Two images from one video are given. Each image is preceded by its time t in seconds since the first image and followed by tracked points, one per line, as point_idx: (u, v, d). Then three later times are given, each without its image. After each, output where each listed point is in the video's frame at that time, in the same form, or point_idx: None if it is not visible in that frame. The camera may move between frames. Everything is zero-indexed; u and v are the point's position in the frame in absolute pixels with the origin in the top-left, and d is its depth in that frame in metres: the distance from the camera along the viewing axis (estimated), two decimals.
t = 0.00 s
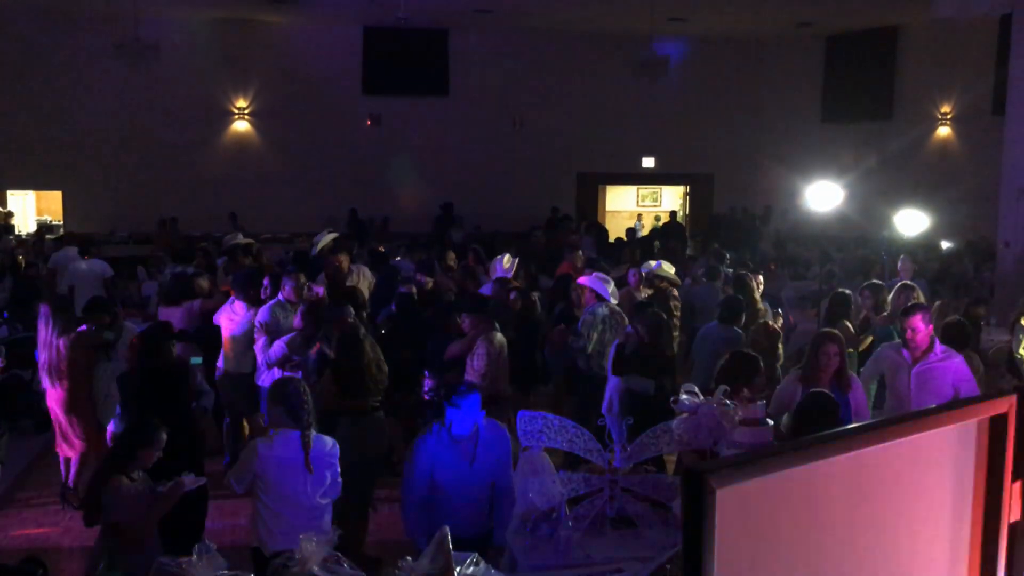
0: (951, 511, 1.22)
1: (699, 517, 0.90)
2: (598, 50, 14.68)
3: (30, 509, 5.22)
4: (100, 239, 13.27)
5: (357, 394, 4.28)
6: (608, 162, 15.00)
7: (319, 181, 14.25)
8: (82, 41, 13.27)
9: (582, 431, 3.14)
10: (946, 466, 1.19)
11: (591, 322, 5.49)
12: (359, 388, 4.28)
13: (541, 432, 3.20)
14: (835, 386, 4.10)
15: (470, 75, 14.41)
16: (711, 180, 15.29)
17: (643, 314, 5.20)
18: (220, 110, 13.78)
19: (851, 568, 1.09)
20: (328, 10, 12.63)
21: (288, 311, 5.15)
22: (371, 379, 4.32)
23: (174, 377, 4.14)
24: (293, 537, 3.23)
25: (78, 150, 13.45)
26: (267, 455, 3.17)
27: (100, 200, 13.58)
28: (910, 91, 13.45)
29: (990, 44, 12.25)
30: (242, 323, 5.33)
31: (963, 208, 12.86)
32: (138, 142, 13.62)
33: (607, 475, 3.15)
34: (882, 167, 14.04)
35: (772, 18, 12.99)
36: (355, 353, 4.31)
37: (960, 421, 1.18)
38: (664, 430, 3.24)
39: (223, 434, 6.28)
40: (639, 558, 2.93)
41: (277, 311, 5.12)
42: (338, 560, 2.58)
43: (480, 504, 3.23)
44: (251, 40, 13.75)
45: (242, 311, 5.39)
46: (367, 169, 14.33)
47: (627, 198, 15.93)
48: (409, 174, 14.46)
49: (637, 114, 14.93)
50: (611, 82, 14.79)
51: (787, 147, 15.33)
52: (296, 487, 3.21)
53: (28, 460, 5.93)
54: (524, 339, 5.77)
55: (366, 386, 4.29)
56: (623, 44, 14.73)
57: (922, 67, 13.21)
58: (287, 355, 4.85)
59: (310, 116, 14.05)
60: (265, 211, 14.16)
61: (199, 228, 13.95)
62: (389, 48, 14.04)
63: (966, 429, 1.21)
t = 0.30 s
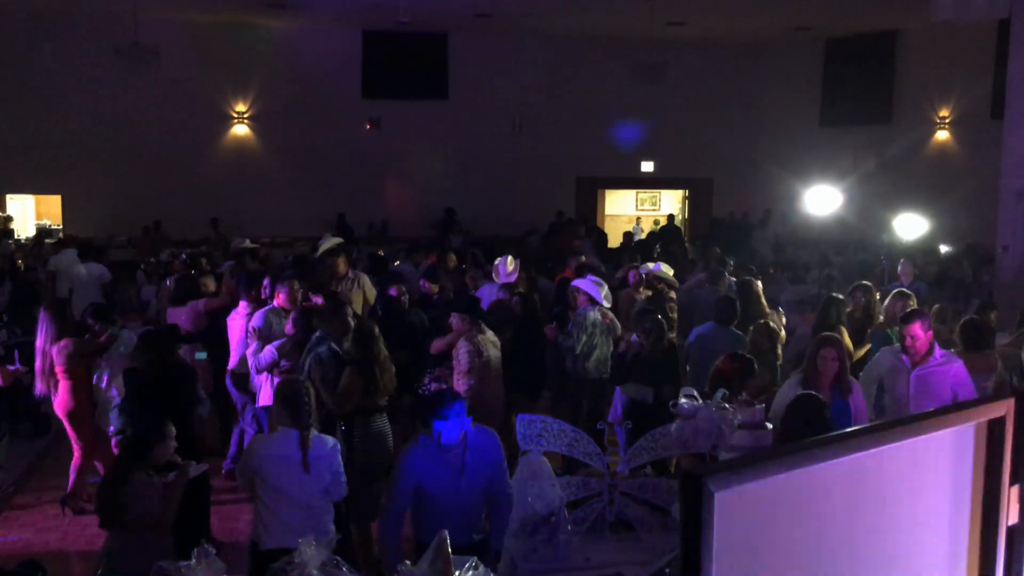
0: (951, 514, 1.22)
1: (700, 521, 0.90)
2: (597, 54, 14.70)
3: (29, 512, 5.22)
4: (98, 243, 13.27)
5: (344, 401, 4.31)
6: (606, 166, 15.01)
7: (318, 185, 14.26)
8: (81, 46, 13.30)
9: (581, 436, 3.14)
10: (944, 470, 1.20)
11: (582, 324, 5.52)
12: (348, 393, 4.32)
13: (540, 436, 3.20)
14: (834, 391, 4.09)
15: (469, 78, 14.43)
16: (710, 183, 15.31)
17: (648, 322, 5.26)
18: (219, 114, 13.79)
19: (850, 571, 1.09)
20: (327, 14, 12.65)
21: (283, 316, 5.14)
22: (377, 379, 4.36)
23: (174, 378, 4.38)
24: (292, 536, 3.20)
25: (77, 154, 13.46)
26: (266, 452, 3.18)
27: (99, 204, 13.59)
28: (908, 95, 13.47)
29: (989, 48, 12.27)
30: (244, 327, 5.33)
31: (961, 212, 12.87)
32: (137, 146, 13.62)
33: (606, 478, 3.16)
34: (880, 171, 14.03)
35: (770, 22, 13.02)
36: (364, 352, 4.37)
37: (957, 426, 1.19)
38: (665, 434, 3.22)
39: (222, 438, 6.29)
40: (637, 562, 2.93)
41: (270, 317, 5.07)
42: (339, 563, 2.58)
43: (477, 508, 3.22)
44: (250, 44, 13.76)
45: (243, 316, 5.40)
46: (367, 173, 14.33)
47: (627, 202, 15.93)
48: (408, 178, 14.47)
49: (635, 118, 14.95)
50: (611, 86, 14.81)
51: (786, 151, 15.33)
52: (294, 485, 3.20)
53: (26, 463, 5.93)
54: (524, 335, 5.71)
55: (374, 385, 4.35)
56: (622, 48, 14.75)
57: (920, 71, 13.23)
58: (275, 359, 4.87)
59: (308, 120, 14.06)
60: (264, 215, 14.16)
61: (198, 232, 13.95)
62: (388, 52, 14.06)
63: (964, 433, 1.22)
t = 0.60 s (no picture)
0: (950, 513, 1.22)
1: (697, 522, 0.89)
2: (597, 55, 14.71)
3: (28, 514, 5.22)
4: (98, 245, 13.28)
5: (364, 395, 4.28)
6: (606, 167, 15.01)
7: (318, 186, 14.26)
8: (81, 47, 13.32)
9: (581, 437, 3.13)
10: (943, 470, 1.19)
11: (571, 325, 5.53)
12: (367, 386, 4.27)
13: (540, 438, 3.19)
14: (834, 394, 4.09)
15: (469, 79, 14.44)
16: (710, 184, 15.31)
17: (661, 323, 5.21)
18: (219, 115, 13.79)
19: (849, 571, 1.08)
20: (327, 16, 12.66)
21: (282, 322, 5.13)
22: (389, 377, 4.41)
23: (174, 378, 4.47)
24: (283, 536, 3.19)
25: (77, 155, 13.48)
26: (254, 450, 3.20)
27: (99, 205, 13.60)
28: (908, 97, 13.47)
29: (988, 50, 12.28)
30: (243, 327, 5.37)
31: (960, 214, 12.85)
32: (136, 147, 13.63)
33: (605, 480, 3.14)
34: (880, 172, 14.03)
35: (769, 24, 13.04)
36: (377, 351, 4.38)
37: (956, 426, 1.18)
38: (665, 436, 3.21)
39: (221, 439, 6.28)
40: (636, 564, 2.93)
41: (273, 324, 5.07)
42: (338, 564, 2.58)
43: (478, 509, 3.21)
44: (250, 45, 13.77)
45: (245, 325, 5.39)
46: (366, 174, 14.34)
47: (626, 203, 15.94)
48: (407, 179, 14.47)
49: (634, 119, 14.97)
50: (610, 87, 14.83)
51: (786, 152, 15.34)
52: (283, 484, 3.19)
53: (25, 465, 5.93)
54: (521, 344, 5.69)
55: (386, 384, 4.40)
56: (621, 49, 14.76)
57: (920, 73, 13.24)
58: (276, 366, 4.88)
59: (308, 121, 14.07)
60: (263, 216, 14.16)
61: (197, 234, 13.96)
62: (387, 53, 14.07)
63: (963, 434, 1.21)
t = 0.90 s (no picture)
0: (951, 512, 1.22)
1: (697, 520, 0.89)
2: (597, 52, 14.69)
3: (29, 510, 5.23)
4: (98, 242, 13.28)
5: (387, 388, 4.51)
6: (607, 164, 14.99)
7: (318, 183, 14.25)
8: (81, 44, 13.31)
9: (580, 434, 3.11)
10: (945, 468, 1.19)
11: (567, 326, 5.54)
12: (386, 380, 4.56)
13: (540, 435, 3.18)
14: (835, 391, 4.08)
15: (470, 76, 14.42)
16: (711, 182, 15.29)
17: (676, 322, 5.51)
18: (219, 112, 13.79)
19: (850, 570, 1.08)
20: (327, 12, 12.64)
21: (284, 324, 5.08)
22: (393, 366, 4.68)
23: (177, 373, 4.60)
24: (265, 530, 3.20)
25: (78, 152, 13.48)
26: (240, 444, 3.20)
27: (99, 202, 13.60)
28: (909, 94, 13.44)
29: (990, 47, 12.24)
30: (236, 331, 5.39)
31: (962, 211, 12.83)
32: (137, 144, 13.64)
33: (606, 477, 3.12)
34: (881, 170, 14.01)
35: (770, 21, 13.01)
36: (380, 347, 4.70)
37: (958, 425, 1.18)
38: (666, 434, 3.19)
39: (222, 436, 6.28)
40: (635, 561, 2.91)
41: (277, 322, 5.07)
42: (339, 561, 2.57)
43: (481, 509, 3.20)
44: (250, 41, 13.75)
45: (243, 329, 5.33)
46: (367, 171, 14.32)
47: (627, 201, 15.93)
48: (408, 176, 14.46)
49: (636, 116, 14.95)
50: (612, 84, 14.82)
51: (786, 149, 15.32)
52: (265, 480, 3.18)
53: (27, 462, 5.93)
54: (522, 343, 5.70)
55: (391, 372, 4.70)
56: (622, 46, 14.74)
57: (921, 70, 13.21)
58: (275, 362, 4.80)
59: (308, 118, 14.06)
60: (264, 213, 14.15)
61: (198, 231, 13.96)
62: (388, 51, 14.05)
63: (965, 432, 1.21)
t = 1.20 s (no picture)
0: (953, 507, 1.22)
1: (699, 518, 0.88)
2: (599, 47, 14.66)
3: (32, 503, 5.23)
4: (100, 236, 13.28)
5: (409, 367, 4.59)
6: (609, 158, 14.96)
7: (319, 178, 14.24)
8: (83, 38, 13.31)
9: (581, 428, 3.10)
10: (946, 464, 1.19)
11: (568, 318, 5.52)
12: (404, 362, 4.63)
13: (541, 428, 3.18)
14: (840, 387, 4.07)
15: (471, 70, 14.40)
16: (712, 176, 15.27)
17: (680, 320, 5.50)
18: (221, 107, 13.77)
19: (851, 567, 1.08)
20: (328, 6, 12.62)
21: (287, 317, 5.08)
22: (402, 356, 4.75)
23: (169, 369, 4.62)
24: (256, 523, 3.22)
25: (79, 146, 13.48)
26: (228, 439, 3.20)
27: (100, 197, 13.60)
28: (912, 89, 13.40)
29: (993, 41, 12.20)
30: (236, 315, 5.42)
31: (964, 205, 12.80)
32: (138, 138, 13.63)
33: (607, 472, 3.12)
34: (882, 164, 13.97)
35: (772, 15, 12.99)
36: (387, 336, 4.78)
37: (960, 421, 1.18)
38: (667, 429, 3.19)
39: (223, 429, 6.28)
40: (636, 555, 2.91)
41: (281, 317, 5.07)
42: (340, 556, 2.58)
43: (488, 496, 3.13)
44: (251, 36, 13.73)
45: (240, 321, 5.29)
46: (368, 166, 14.31)
47: (629, 195, 15.91)
48: (409, 170, 14.44)
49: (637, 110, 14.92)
50: (613, 79, 14.80)
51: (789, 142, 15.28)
52: (253, 474, 3.18)
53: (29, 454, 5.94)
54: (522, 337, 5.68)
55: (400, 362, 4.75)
56: (623, 40, 14.71)
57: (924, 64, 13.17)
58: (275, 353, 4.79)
59: (309, 112, 14.04)
60: (265, 207, 14.15)
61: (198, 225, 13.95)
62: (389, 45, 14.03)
63: (966, 428, 1.21)
